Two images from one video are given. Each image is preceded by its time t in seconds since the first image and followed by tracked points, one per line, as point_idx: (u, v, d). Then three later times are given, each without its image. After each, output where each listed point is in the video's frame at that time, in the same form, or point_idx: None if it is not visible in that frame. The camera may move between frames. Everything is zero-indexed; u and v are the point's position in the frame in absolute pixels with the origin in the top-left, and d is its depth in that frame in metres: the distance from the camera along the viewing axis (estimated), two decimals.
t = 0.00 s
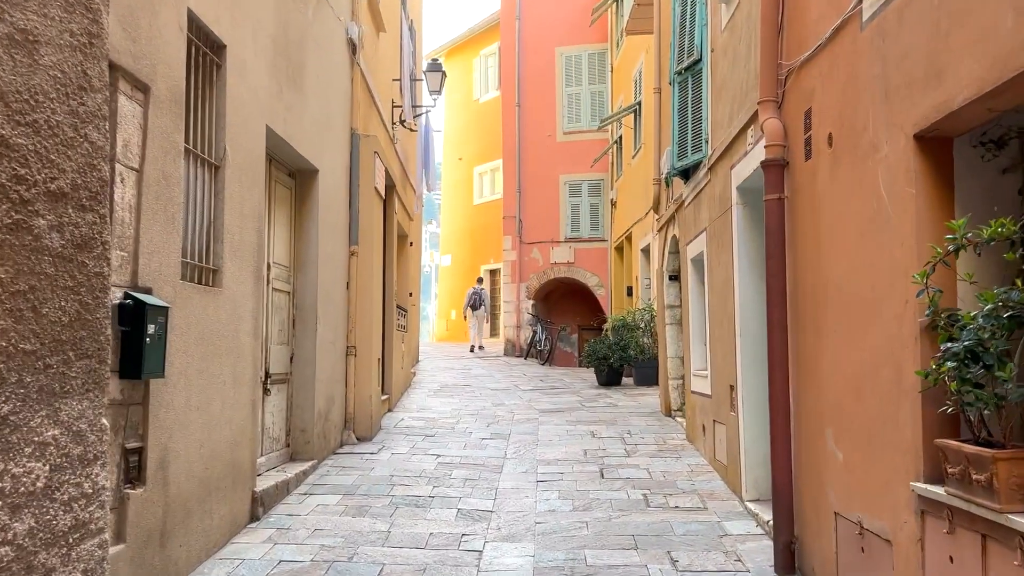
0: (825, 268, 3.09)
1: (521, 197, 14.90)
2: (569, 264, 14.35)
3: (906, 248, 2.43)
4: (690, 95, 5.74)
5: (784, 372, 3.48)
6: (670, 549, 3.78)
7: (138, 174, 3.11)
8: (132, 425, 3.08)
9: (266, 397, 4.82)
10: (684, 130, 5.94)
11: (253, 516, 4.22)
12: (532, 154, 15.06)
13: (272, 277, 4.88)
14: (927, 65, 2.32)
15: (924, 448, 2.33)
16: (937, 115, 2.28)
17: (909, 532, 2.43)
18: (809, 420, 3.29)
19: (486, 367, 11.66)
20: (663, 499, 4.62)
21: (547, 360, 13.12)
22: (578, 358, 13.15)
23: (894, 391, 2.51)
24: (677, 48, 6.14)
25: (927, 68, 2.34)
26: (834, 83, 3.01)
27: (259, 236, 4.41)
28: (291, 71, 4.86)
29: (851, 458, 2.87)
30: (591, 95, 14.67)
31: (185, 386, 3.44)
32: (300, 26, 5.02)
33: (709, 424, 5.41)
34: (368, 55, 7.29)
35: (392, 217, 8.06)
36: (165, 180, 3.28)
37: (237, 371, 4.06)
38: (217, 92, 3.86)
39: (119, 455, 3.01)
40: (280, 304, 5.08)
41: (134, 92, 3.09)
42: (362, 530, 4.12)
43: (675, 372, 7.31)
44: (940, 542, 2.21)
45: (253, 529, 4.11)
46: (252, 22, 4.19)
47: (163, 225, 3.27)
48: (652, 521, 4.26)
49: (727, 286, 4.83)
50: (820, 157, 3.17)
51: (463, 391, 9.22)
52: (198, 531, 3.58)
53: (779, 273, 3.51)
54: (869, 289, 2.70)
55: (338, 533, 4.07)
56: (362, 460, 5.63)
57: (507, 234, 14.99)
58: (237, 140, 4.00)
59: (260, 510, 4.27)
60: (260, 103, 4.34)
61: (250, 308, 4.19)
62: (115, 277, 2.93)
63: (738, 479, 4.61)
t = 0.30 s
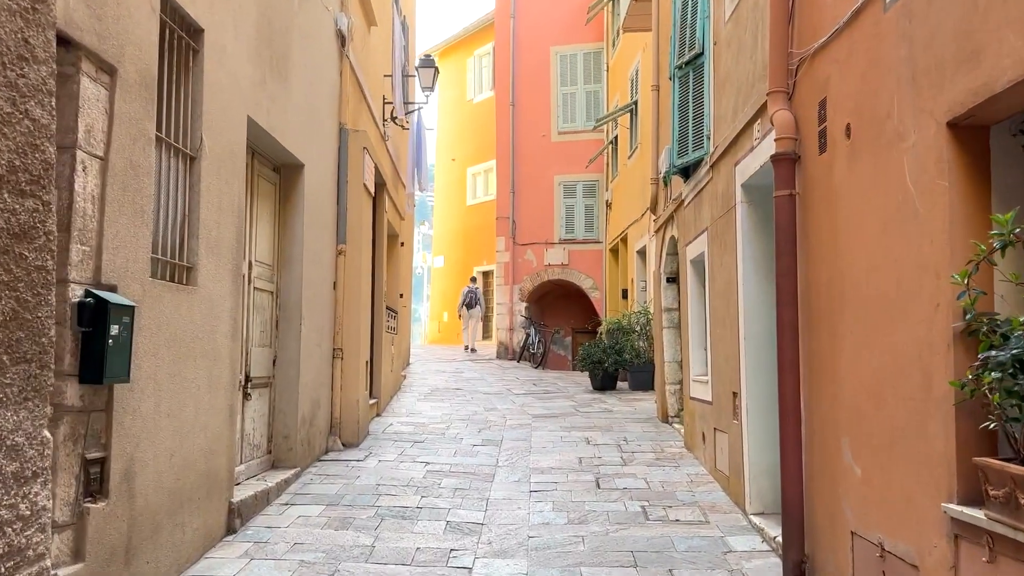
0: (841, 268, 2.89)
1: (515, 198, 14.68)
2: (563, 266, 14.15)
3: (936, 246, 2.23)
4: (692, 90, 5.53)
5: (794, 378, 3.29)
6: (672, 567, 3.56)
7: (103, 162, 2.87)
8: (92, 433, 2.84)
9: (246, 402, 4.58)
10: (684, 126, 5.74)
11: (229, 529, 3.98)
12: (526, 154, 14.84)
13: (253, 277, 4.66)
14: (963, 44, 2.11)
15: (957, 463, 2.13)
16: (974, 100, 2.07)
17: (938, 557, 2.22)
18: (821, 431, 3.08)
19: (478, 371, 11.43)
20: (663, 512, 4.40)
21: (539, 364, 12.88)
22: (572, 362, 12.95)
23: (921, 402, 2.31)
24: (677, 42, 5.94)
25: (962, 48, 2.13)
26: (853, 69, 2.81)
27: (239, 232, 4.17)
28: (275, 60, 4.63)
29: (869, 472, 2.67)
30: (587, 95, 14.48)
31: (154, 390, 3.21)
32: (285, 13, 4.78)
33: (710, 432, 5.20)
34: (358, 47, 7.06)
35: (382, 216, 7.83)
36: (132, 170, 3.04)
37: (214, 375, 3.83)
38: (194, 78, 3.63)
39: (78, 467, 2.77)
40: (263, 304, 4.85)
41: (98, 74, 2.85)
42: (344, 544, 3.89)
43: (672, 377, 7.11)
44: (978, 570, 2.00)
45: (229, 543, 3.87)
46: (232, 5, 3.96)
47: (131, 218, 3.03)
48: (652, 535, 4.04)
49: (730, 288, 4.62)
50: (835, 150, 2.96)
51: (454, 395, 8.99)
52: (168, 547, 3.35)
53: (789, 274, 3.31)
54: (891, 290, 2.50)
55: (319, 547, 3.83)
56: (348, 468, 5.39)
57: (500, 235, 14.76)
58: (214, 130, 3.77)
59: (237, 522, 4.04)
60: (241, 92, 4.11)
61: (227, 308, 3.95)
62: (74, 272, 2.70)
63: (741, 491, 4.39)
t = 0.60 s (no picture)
0: (864, 277, 2.70)
1: (510, 201, 14.48)
2: (559, 271, 13.96)
3: (979, 252, 2.04)
4: (695, 89, 5.34)
5: (809, 394, 3.09)
6: None
7: (67, 157, 2.65)
8: (51, 451, 2.61)
9: (228, 413, 4.36)
10: (687, 126, 5.54)
11: (208, 548, 3.75)
12: (521, 156, 14.63)
13: (236, 281, 4.44)
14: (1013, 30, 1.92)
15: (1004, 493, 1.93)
16: None
17: None
18: (840, 450, 2.88)
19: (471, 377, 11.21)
20: (666, 530, 4.19)
21: (534, 370, 12.68)
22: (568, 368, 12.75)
23: (962, 422, 2.11)
24: (679, 40, 5.75)
25: (1009, 35, 1.94)
26: (878, 62, 2.61)
27: (221, 234, 3.95)
28: (261, 53, 4.42)
29: (897, 497, 2.47)
30: (583, 96, 14.30)
31: (123, 404, 2.99)
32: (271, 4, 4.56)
33: (713, 444, 5.00)
34: (350, 44, 6.86)
35: (373, 217, 7.61)
36: (100, 166, 2.82)
37: (192, 385, 3.60)
38: (172, 70, 3.40)
39: (35, 488, 2.54)
40: (246, 309, 4.63)
41: (62, 62, 2.63)
42: (330, 565, 3.67)
43: (672, 386, 6.88)
44: None
45: (207, 563, 3.65)
46: None
47: (98, 217, 2.81)
48: (656, 554, 3.83)
49: (735, 295, 4.42)
50: (857, 149, 2.77)
51: (447, 402, 8.77)
52: (139, 571, 3.12)
53: (805, 282, 3.12)
54: (926, 300, 2.30)
55: (303, 569, 3.61)
56: (336, 480, 5.17)
57: (495, 238, 14.55)
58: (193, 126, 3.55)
59: (216, 541, 3.81)
60: (223, 86, 3.89)
61: (206, 314, 3.73)
62: (31, 277, 2.48)
63: (748, 507, 4.19)
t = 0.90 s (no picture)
0: (892, 270, 2.50)
1: (503, 200, 14.28)
2: (553, 271, 13.77)
3: None
4: (698, 79, 5.13)
5: (828, 396, 2.89)
6: None
7: (24, 137, 2.42)
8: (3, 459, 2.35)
9: (207, 416, 4.12)
10: (688, 118, 5.35)
11: (184, 560, 3.52)
12: (515, 155, 14.43)
13: (217, 277, 4.21)
14: None
15: None
16: None
17: None
18: (862, 457, 2.69)
19: (464, 379, 10.99)
20: (670, 539, 3.98)
21: (528, 371, 12.50)
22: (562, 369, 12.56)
23: (1009, 428, 1.91)
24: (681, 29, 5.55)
25: None
26: (907, 38, 2.41)
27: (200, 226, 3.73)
28: (244, 37, 4.19)
29: (928, 508, 2.27)
30: (578, 94, 14.12)
31: (88, 407, 2.75)
32: None
33: (717, 447, 4.80)
34: (340, 34, 6.64)
35: (363, 214, 7.38)
36: (63, 147, 2.59)
37: (167, 386, 3.37)
38: (145, 49, 3.18)
39: None
40: (228, 306, 4.40)
41: (19, 32, 2.40)
42: None
43: (672, 388, 6.68)
44: None
45: None
46: None
47: (61, 203, 2.59)
48: (661, 566, 3.61)
49: (742, 292, 4.21)
50: (883, 131, 2.56)
51: (439, 404, 8.54)
52: None
53: (824, 276, 2.92)
54: (965, 294, 2.10)
55: None
56: (323, 486, 4.94)
57: (488, 238, 14.34)
58: (169, 110, 3.33)
59: (193, 552, 3.57)
60: (202, 69, 3.67)
61: (182, 311, 3.50)
62: None
63: (755, 516, 3.98)
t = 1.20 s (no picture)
0: (915, 273, 2.32)
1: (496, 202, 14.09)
2: (547, 273, 13.58)
3: None
4: (697, 75, 4.95)
5: (844, 407, 2.72)
6: None
7: None
8: None
9: (184, 429, 3.91)
10: (687, 116, 5.17)
11: None
12: (508, 156, 14.23)
13: (195, 282, 4.00)
14: None
15: None
16: None
17: None
18: (883, 475, 2.50)
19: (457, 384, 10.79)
20: (672, 557, 3.77)
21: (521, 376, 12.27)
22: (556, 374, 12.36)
23: None
24: (679, 24, 5.36)
25: None
26: (934, 22, 2.22)
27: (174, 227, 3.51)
28: (222, 29, 3.98)
29: (958, 533, 2.09)
30: (571, 94, 13.94)
31: (46, 425, 2.54)
32: None
33: (720, 458, 4.60)
34: (327, 30, 6.43)
35: (352, 216, 7.17)
36: (16, 142, 2.37)
37: (136, 400, 3.15)
38: (112, 38, 2.96)
39: None
40: (207, 312, 4.19)
41: None
42: None
43: (670, 394, 6.52)
44: None
45: None
46: None
47: (14, 203, 2.37)
48: None
49: (746, 297, 4.02)
50: (906, 124, 2.37)
51: (431, 411, 8.33)
52: None
53: (839, 281, 2.74)
54: (1000, 300, 1.92)
55: None
56: (308, 500, 4.72)
57: (481, 240, 14.15)
58: (138, 104, 3.11)
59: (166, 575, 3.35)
60: (175, 61, 3.45)
61: (154, 320, 3.28)
62: None
63: (762, 532, 3.78)
